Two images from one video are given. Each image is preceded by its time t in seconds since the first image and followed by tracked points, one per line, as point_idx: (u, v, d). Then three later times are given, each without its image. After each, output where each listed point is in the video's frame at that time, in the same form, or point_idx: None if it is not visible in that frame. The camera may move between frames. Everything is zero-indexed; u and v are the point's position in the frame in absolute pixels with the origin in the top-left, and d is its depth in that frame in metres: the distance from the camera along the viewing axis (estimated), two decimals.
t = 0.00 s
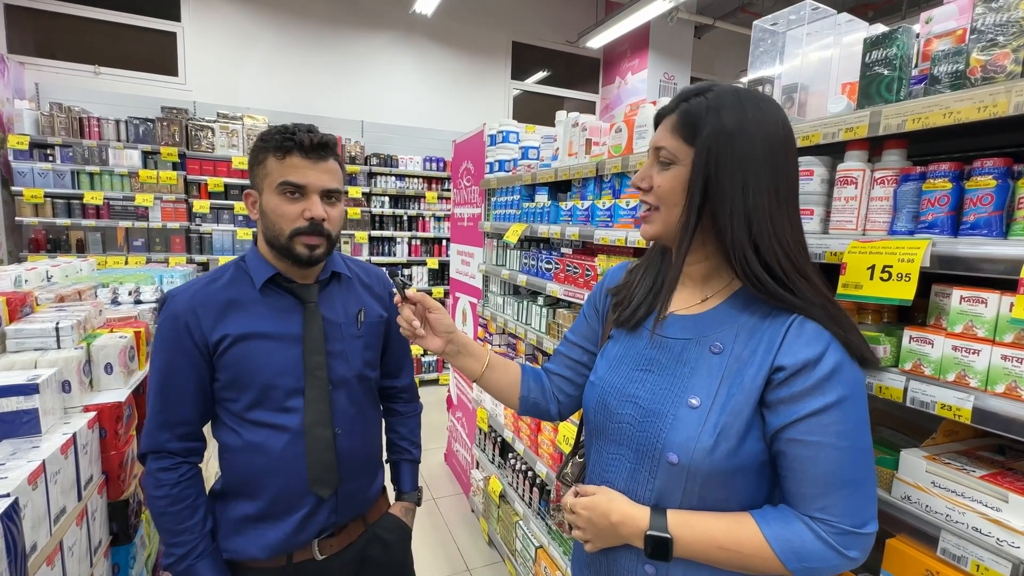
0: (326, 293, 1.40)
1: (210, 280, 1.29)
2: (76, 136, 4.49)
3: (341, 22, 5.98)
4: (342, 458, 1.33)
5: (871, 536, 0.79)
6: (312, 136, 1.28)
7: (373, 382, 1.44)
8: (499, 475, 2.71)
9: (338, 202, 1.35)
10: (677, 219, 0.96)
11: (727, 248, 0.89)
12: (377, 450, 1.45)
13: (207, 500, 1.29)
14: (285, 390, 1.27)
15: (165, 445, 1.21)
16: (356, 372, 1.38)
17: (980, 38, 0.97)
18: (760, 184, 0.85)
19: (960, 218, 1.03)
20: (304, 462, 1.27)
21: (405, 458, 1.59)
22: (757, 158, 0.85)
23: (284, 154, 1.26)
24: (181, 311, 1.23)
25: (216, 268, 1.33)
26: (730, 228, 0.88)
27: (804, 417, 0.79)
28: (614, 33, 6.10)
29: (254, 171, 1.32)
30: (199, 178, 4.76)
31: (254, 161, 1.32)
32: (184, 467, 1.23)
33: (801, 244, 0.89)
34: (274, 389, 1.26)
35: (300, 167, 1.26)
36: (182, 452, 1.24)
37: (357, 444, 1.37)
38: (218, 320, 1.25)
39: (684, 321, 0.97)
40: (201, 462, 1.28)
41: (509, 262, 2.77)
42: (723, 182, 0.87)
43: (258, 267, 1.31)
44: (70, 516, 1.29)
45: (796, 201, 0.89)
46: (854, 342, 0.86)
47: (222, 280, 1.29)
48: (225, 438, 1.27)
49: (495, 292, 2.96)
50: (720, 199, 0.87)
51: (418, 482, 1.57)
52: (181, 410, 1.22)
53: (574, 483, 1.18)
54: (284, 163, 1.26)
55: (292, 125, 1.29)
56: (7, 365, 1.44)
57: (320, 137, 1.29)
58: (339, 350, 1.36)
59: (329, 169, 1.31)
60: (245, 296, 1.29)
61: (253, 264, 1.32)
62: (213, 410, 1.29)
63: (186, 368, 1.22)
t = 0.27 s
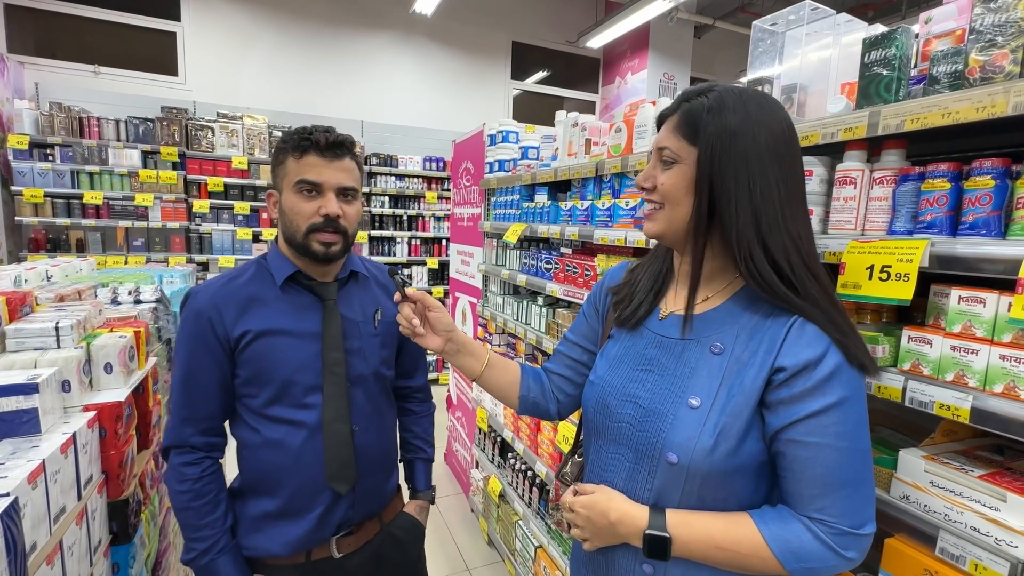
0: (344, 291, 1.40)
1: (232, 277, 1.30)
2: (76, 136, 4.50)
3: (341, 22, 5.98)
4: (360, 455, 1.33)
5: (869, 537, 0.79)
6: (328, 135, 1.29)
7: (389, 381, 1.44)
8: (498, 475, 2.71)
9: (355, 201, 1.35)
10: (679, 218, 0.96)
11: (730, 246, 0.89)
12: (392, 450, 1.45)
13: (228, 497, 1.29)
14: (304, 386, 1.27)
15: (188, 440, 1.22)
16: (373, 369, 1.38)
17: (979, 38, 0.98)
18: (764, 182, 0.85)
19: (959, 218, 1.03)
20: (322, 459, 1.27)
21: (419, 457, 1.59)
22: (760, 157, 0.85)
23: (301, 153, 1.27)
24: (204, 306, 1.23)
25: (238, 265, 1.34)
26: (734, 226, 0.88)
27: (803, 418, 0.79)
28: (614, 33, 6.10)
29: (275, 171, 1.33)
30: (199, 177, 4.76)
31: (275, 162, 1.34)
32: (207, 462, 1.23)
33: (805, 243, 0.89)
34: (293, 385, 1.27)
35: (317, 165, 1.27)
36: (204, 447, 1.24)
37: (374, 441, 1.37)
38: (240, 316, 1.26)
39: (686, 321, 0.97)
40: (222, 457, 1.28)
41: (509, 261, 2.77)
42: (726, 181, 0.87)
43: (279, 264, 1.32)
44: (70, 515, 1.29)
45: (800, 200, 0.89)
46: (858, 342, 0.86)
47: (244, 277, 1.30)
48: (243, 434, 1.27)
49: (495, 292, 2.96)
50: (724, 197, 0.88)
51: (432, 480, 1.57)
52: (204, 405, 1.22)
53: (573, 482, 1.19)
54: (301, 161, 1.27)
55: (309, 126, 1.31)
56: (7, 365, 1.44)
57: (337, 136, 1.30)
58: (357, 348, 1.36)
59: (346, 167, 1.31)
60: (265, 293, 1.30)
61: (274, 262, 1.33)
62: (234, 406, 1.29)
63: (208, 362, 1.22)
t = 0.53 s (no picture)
0: (359, 290, 1.41)
1: (251, 274, 1.30)
2: (75, 136, 4.49)
3: (341, 22, 5.98)
4: (375, 451, 1.34)
5: (869, 537, 0.80)
6: (341, 131, 1.29)
7: (401, 379, 1.44)
8: (497, 475, 2.72)
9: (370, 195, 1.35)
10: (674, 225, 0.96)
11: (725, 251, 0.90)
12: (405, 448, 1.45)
13: (245, 493, 1.29)
14: (320, 382, 1.28)
15: (207, 434, 1.21)
16: (386, 367, 1.38)
17: (977, 39, 0.98)
18: (753, 187, 0.86)
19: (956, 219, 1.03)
20: (337, 454, 1.28)
21: (428, 456, 1.61)
22: (747, 161, 0.85)
23: (316, 151, 1.27)
24: (224, 301, 1.23)
25: (257, 262, 1.34)
26: (726, 232, 0.88)
27: (804, 418, 0.80)
28: (614, 33, 6.11)
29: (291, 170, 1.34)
30: (198, 177, 4.76)
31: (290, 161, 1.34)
32: (225, 456, 1.23)
33: (799, 244, 0.89)
34: (310, 381, 1.27)
35: (332, 162, 1.27)
36: (222, 442, 1.23)
37: (388, 438, 1.38)
38: (259, 312, 1.26)
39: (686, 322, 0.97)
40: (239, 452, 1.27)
41: (508, 261, 2.77)
42: (716, 188, 0.87)
43: (296, 261, 1.33)
44: (70, 514, 1.29)
45: (793, 201, 0.89)
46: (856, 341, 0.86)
47: (262, 274, 1.30)
48: (259, 431, 1.28)
49: (495, 292, 2.96)
50: (714, 204, 0.88)
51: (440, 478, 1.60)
52: (222, 400, 1.22)
53: (571, 483, 1.20)
54: (316, 159, 1.27)
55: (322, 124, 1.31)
56: (6, 365, 1.44)
57: (349, 133, 1.31)
58: (372, 345, 1.37)
59: (361, 162, 1.31)
60: (283, 290, 1.30)
61: (292, 259, 1.34)
62: (250, 402, 1.29)
63: (226, 357, 1.22)
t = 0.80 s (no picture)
0: (358, 292, 1.41)
1: (252, 271, 1.29)
2: (74, 135, 4.49)
3: (340, 22, 5.98)
4: (373, 451, 1.34)
5: (867, 536, 0.80)
6: (349, 137, 1.28)
7: (396, 379, 1.43)
8: (497, 475, 2.71)
9: (373, 202, 1.35)
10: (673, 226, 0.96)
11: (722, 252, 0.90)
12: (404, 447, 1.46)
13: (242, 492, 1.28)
14: (319, 382, 1.27)
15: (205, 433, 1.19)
16: (383, 369, 1.38)
17: (976, 38, 0.98)
18: (751, 186, 0.85)
19: (954, 218, 1.03)
20: (337, 453, 1.28)
21: (430, 457, 1.59)
22: (745, 161, 0.85)
23: (322, 156, 1.26)
24: (225, 297, 1.22)
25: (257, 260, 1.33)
26: (723, 232, 0.88)
27: (803, 416, 0.80)
28: (613, 33, 6.11)
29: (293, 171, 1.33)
30: (197, 177, 4.76)
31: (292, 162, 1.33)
32: (222, 455, 1.21)
33: (797, 244, 0.89)
34: (309, 381, 1.26)
35: (338, 167, 1.27)
36: (219, 441, 1.22)
37: (386, 438, 1.38)
38: (260, 310, 1.25)
39: (684, 320, 0.97)
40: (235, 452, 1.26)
41: (507, 261, 2.77)
42: (714, 187, 0.87)
43: (298, 261, 1.33)
44: (66, 515, 1.28)
45: (791, 201, 0.89)
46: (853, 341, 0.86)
47: (264, 272, 1.29)
48: (257, 430, 1.27)
49: (494, 292, 2.96)
50: (711, 204, 0.88)
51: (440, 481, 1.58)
52: (220, 398, 1.21)
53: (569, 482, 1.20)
54: (322, 164, 1.26)
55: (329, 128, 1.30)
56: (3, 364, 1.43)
57: (356, 139, 1.30)
58: (369, 345, 1.37)
59: (365, 170, 1.31)
60: (284, 289, 1.30)
61: (293, 258, 1.33)
62: (248, 401, 1.28)
63: (227, 354, 1.20)
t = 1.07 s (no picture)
0: (345, 294, 1.40)
1: (233, 277, 1.30)
2: (72, 136, 4.49)
3: (339, 23, 5.99)
4: (358, 456, 1.33)
5: (865, 538, 0.80)
6: (333, 138, 1.27)
7: (386, 384, 1.43)
8: (496, 476, 2.71)
9: (359, 202, 1.35)
10: (670, 228, 0.96)
11: (719, 255, 0.90)
12: (392, 453, 1.45)
13: (224, 498, 1.28)
14: (303, 387, 1.27)
15: (185, 438, 1.21)
16: (371, 373, 1.38)
17: (972, 41, 0.98)
18: (748, 190, 0.86)
19: (952, 220, 1.04)
20: (321, 459, 1.27)
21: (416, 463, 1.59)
22: (742, 165, 0.85)
23: (304, 157, 1.26)
24: (205, 303, 1.23)
25: (240, 265, 1.35)
26: (721, 235, 0.88)
27: (802, 417, 0.80)
28: (611, 35, 6.11)
29: (277, 172, 1.32)
30: (196, 178, 4.75)
31: (277, 163, 1.32)
32: (203, 460, 1.23)
33: (795, 247, 0.89)
34: (292, 387, 1.26)
35: (322, 170, 1.26)
36: (200, 446, 1.23)
37: (373, 443, 1.37)
38: (241, 316, 1.26)
39: (682, 322, 0.97)
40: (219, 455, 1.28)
41: (506, 262, 2.77)
42: (711, 191, 0.87)
43: (281, 265, 1.33)
44: (65, 516, 1.28)
45: (788, 204, 0.89)
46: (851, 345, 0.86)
47: (245, 277, 1.30)
48: (241, 436, 1.27)
49: (492, 294, 2.96)
50: (709, 208, 0.88)
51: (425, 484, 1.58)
52: (201, 404, 1.22)
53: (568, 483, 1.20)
54: (305, 165, 1.26)
55: (312, 128, 1.29)
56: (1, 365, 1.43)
57: (341, 139, 1.28)
58: (357, 350, 1.36)
59: (350, 170, 1.31)
60: (266, 293, 1.30)
61: (276, 262, 1.33)
62: (232, 406, 1.28)
63: (208, 360, 1.22)
